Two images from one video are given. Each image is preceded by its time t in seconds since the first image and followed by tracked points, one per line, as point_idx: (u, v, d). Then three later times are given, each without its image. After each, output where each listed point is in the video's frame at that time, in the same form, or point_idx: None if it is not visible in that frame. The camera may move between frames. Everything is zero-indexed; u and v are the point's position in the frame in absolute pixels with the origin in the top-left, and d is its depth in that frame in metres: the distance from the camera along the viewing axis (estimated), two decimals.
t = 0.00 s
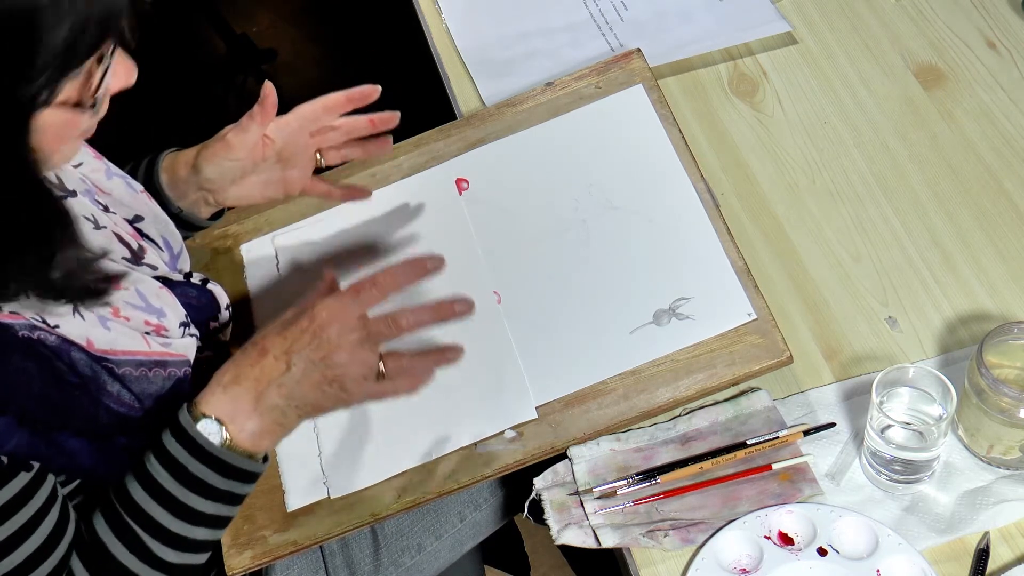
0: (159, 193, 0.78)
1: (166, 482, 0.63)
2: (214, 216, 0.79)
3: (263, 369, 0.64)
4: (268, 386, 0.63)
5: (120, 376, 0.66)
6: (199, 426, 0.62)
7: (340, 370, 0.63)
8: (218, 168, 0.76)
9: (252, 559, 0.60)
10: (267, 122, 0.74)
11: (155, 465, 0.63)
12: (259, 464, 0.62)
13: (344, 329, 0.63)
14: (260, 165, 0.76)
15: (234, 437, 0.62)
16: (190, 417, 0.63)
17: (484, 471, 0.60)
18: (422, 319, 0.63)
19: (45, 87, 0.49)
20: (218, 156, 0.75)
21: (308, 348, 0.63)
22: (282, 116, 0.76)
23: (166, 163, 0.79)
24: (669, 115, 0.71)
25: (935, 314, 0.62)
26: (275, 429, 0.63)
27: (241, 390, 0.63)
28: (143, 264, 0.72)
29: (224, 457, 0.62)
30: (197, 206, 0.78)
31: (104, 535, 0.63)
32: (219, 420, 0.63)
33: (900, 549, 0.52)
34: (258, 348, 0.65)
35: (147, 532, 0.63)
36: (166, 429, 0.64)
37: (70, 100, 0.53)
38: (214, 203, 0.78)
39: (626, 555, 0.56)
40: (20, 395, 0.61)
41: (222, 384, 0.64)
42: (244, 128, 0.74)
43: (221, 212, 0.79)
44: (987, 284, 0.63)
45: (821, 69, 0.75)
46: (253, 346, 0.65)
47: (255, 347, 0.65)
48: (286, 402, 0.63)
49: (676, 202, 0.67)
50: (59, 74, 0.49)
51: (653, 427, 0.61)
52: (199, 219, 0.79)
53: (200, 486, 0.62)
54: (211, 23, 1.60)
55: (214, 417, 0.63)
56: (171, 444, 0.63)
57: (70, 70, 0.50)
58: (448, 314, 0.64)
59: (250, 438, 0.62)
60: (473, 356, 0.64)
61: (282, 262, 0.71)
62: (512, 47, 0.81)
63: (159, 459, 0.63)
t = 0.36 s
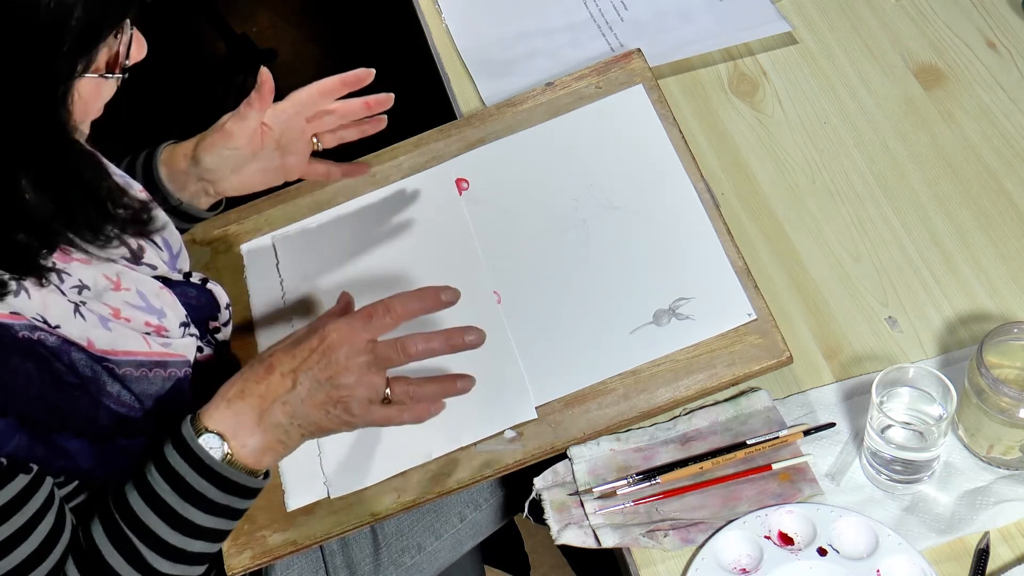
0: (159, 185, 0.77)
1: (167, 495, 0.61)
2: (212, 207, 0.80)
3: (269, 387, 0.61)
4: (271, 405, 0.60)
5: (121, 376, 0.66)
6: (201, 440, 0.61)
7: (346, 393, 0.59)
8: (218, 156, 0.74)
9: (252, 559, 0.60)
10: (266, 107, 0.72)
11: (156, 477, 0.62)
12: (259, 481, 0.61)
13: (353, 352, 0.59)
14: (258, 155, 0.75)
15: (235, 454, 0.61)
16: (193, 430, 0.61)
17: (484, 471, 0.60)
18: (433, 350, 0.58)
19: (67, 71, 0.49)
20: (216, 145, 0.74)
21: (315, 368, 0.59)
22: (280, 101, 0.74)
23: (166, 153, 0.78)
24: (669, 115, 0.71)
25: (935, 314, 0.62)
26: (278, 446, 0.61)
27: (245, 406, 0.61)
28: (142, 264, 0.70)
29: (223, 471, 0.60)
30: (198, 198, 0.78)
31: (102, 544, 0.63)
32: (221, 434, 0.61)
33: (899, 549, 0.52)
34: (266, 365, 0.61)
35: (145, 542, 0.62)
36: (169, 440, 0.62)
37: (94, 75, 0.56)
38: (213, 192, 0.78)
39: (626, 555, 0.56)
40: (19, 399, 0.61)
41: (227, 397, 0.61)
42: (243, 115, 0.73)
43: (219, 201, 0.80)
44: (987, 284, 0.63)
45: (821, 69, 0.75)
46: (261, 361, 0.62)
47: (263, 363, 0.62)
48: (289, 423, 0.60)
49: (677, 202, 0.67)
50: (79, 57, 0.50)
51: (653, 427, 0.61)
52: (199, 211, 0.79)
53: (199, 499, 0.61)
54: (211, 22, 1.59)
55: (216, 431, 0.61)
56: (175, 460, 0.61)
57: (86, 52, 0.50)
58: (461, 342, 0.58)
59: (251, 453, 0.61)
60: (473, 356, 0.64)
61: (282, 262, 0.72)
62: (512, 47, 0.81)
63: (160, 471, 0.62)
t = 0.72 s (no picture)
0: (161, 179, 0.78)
1: (169, 495, 0.62)
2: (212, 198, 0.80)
3: (271, 388, 0.61)
4: (273, 407, 0.60)
5: (128, 373, 0.65)
6: (203, 441, 0.61)
7: (349, 394, 0.59)
8: (221, 149, 0.75)
9: (252, 559, 0.60)
10: (269, 99, 0.72)
11: (158, 479, 0.62)
12: (262, 483, 0.61)
13: (355, 353, 0.58)
14: (262, 143, 0.74)
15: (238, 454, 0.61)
16: (195, 431, 0.61)
17: (484, 471, 0.60)
18: (436, 351, 0.57)
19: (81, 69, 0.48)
20: (220, 137, 0.74)
21: (318, 370, 0.59)
22: (281, 92, 0.74)
23: (166, 148, 0.78)
24: (669, 115, 0.71)
25: (935, 314, 0.62)
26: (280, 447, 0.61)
27: (247, 407, 0.61)
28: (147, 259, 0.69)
29: (223, 472, 0.60)
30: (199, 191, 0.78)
31: (106, 546, 0.63)
32: (223, 436, 0.61)
33: (899, 549, 0.52)
34: (269, 366, 0.61)
35: (148, 545, 0.62)
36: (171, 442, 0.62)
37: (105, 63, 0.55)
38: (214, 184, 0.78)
39: (626, 555, 0.56)
40: (26, 399, 0.60)
41: (230, 399, 0.61)
42: (246, 107, 0.72)
43: (219, 195, 0.81)
44: (987, 283, 0.63)
45: (820, 69, 0.75)
46: (264, 363, 0.62)
47: (266, 364, 0.62)
48: (292, 424, 0.60)
49: (677, 202, 0.67)
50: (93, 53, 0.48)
51: (653, 427, 0.61)
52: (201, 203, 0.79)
53: (200, 500, 0.61)
54: (211, 22, 1.59)
55: (219, 432, 0.61)
56: (177, 462, 0.61)
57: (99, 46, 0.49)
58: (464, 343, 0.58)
59: (254, 455, 0.61)
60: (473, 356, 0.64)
61: (282, 262, 0.72)
62: (512, 47, 0.81)
63: (161, 471, 0.62)
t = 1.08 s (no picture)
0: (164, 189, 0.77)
1: (170, 498, 0.62)
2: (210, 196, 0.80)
3: (274, 392, 0.60)
4: (275, 410, 0.60)
5: (134, 370, 0.66)
6: (206, 445, 0.61)
7: (351, 400, 0.59)
8: (230, 149, 0.74)
9: (252, 559, 0.60)
10: (269, 98, 0.72)
11: (160, 482, 0.62)
12: (263, 487, 0.61)
13: (358, 360, 0.58)
14: (261, 143, 0.74)
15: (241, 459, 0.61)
16: (198, 435, 0.61)
17: (483, 471, 0.60)
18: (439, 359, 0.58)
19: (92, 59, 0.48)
20: (220, 137, 0.73)
21: (322, 376, 0.59)
22: (281, 93, 0.74)
23: (166, 148, 0.76)
24: (669, 115, 0.71)
25: (936, 315, 0.62)
26: (281, 453, 0.60)
27: (250, 412, 0.60)
28: (153, 255, 0.69)
29: (226, 476, 0.60)
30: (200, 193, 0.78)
31: (107, 548, 0.63)
32: (225, 440, 0.61)
33: (899, 549, 0.52)
34: (272, 371, 0.61)
35: (148, 549, 0.62)
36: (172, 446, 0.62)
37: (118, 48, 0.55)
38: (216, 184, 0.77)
39: (626, 555, 0.56)
40: (31, 397, 0.60)
41: (233, 401, 0.61)
42: (245, 107, 0.72)
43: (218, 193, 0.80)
44: (987, 283, 0.63)
45: (821, 69, 0.75)
46: (267, 367, 0.61)
47: (269, 368, 0.61)
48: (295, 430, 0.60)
49: (677, 202, 0.67)
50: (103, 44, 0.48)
51: (653, 427, 0.61)
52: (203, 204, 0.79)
53: (202, 504, 0.61)
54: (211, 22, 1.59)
55: (220, 437, 0.61)
56: (179, 465, 0.61)
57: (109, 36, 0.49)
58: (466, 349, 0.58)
59: (256, 459, 0.60)
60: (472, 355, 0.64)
61: (282, 262, 0.72)
62: (512, 47, 0.81)
63: (163, 475, 0.62)
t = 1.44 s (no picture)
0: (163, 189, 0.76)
1: (168, 499, 0.62)
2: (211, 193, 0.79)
3: (273, 393, 0.61)
4: (274, 412, 0.60)
5: (134, 370, 0.66)
6: (205, 447, 0.61)
7: (351, 401, 0.59)
8: (230, 150, 0.74)
9: (252, 559, 0.60)
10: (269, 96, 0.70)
11: (160, 483, 0.62)
12: (264, 489, 0.61)
13: (359, 361, 0.58)
14: (262, 141, 0.75)
15: (240, 461, 0.61)
16: (198, 437, 0.61)
17: (484, 472, 0.60)
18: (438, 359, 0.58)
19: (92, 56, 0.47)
20: (220, 135, 0.73)
21: (322, 377, 0.59)
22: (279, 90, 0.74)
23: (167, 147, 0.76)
24: (669, 115, 0.71)
25: (936, 315, 0.62)
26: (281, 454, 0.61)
27: (249, 413, 0.61)
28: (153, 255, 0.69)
29: (225, 476, 0.60)
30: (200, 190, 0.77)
31: (106, 549, 0.63)
32: (225, 442, 0.61)
33: (900, 549, 0.52)
34: (272, 372, 0.61)
35: (148, 550, 0.62)
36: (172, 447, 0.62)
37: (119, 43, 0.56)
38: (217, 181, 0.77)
39: (626, 555, 0.56)
40: (32, 397, 0.60)
41: (233, 403, 0.61)
42: (246, 105, 0.71)
43: (219, 190, 0.79)
44: (987, 283, 0.63)
45: (820, 69, 0.75)
46: (267, 368, 0.61)
47: (269, 369, 0.61)
48: (295, 431, 0.60)
49: (677, 202, 0.67)
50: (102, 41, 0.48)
51: (653, 427, 0.61)
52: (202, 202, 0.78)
53: (201, 505, 0.61)
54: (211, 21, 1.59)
55: (220, 438, 0.61)
56: (178, 466, 0.61)
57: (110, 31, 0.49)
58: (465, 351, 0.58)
59: (255, 461, 0.60)
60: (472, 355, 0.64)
61: (282, 261, 0.72)
62: (512, 47, 0.81)
63: (162, 476, 0.62)
